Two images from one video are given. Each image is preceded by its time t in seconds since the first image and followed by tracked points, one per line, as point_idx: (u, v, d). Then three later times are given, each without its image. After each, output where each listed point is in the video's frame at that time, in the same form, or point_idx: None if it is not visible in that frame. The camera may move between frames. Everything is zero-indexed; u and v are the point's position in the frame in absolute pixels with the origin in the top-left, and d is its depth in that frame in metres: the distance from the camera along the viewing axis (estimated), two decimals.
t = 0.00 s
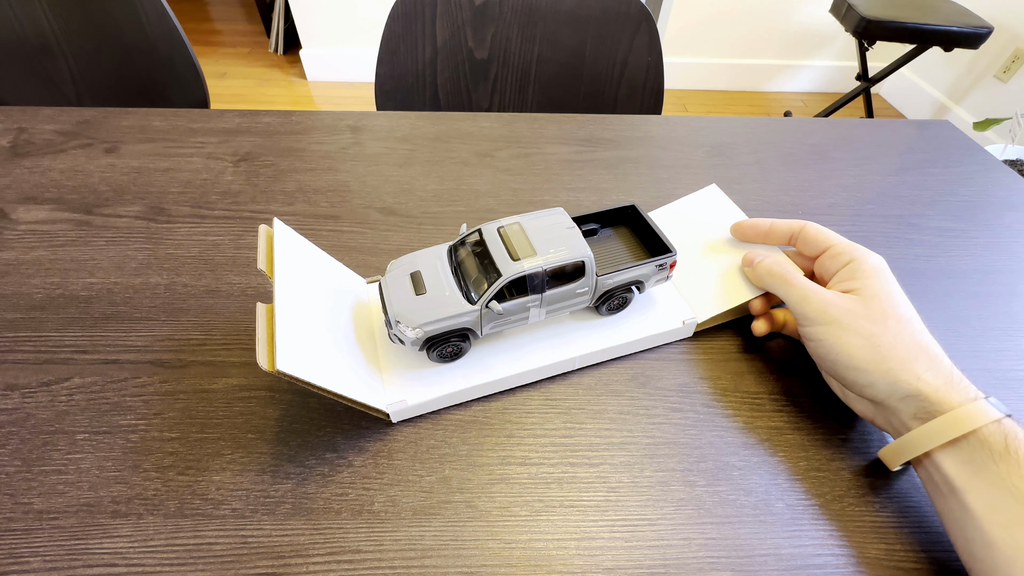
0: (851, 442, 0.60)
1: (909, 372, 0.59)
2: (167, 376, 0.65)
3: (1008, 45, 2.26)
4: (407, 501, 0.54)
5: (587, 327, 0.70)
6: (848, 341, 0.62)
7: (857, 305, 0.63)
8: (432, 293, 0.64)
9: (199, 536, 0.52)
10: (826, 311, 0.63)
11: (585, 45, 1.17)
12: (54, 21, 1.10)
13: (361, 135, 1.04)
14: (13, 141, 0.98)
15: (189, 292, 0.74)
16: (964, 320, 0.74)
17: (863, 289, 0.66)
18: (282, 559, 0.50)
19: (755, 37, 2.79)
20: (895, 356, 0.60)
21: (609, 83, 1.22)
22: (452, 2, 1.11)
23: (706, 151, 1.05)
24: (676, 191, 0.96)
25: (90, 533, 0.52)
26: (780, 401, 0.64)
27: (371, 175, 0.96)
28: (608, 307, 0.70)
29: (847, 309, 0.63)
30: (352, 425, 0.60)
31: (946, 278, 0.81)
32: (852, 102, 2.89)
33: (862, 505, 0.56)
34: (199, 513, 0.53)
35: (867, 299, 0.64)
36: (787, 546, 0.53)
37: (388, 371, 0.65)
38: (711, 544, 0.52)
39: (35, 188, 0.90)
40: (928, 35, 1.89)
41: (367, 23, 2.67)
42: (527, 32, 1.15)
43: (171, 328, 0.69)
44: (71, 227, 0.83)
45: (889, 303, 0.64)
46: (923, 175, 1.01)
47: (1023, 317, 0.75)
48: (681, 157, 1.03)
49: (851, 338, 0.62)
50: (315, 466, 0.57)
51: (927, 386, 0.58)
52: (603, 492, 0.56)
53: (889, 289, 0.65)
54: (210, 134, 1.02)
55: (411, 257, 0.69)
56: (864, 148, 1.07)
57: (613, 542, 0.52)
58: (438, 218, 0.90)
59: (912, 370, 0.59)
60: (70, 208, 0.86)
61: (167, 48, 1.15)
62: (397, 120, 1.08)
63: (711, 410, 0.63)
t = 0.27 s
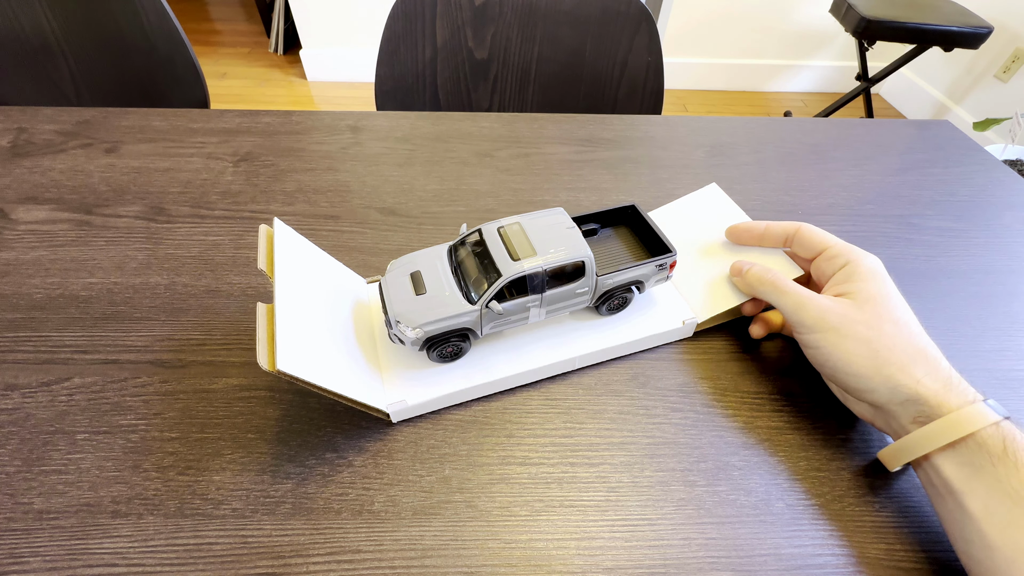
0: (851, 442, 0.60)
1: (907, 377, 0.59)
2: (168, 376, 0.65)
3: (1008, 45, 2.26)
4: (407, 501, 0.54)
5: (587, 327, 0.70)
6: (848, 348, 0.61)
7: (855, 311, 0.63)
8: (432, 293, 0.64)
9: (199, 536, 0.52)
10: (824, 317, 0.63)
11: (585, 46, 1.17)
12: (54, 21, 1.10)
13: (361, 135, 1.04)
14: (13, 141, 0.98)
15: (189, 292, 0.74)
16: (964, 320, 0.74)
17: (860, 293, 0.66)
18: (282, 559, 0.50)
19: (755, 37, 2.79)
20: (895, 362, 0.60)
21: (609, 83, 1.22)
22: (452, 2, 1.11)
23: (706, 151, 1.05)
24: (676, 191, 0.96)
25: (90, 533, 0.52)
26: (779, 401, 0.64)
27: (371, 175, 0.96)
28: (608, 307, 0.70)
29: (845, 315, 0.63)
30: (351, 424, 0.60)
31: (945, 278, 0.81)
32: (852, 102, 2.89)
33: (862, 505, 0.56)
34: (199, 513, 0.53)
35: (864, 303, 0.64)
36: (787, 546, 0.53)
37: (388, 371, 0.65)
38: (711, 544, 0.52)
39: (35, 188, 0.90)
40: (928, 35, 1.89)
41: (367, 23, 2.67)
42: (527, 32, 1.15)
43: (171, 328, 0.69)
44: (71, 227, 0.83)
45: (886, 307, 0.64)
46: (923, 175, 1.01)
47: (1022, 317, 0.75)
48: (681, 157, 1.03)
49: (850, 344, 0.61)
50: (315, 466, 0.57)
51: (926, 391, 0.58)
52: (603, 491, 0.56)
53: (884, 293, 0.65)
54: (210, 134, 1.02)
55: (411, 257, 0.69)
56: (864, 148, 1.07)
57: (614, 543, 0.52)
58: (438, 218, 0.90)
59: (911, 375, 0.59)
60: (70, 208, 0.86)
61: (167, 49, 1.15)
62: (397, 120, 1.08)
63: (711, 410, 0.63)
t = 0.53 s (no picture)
0: (852, 442, 0.61)
1: (929, 388, 0.57)
2: (168, 376, 0.65)
3: (1008, 45, 2.26)
4: (407, 501, 0.54)
5: (587, 328, 0.70)
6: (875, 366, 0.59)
7: (869, 322, 0.61)
8: (431, 293, 0.64)
9: (199, 535, 0.52)
10: (837, 330, 0.61)
11: (585, 45, 1.17)
12: (54, 21, 1.10)
13: (361, 135, 1.05)
14: (13, 141, 0.98)
15: (189, 292, 0.74)
16: (964, 320, 0.74)
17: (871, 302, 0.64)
18: (282, 559, 0.50)
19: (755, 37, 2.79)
20: (913, 374, 0.57)
21: (609, 83, 1.22)
22: (452, 2, 1.11)
23: (706, 151, 1.05)
24: (676, 191, 0.96)
25: (90, 533, 0.52)
26: (780, 402, 0.64)
27: (371, 175, 0.96)
28: (609, 307, 0.70)
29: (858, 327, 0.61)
30: (351, 424, 0.60)
31: (946, 278, 0.81)
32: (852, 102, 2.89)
33: (862, 505, 0.56)
34: (199, 513, 0.53)
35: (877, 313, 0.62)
36: (787, 546, 0.53)
37: (388, 371, 0.65)
38: (711, 544, 0.52)
39: (35, 187, 0.90)
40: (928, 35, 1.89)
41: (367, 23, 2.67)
42: (527, 32, 1.15)
43: (171, 328, 0.69)
44: (71, 227, 0.83)
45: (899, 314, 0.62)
46: (923, 175, 1.01)
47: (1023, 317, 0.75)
48: (681, 157, 1.03)
49: (864, 358, 0.59)
50: (315, 466, 0.57)
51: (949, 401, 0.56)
52: (604, 491, 0.56)
53: (895, 299, 0.63)
54: (210, 133, 1.02)
55: (411, 257, 0.69)
56: (864, 148, 1.07)
57: (613, 543, 0.52)
58: (438, 218, 0.90)
59: (932, 385, 0.57)
60: (70, 208, 0.86)
61: (167, 48, 1.15)
62: (397, 119, 1.08)
63: (712, 410, 0.63)
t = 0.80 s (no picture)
0: (852, 442, 0.61)
1: (900, 415, 0.58)
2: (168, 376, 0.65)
3: (1008, 45, 2.26)
4: (407, 501, 0.54)
5: (588, 328, 0.70)
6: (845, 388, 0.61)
7: (841, 345, 0.62)
8: (431, 293, 0.64)
9: (199, 535, 0.52)
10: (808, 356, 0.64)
11: (585, 46, 1.17)
12: (54, 22, 1.11)
13: (361, 135, 1.05)
14: (13, 141, 0.98)
15: (189, 292, 0.74)
16: (964, 320, 0.74)
17: (862, 322, 0.61)
18: (282, 559, 0.50)
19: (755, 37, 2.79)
20: (880, 398, 0.59)
21: (609, 83, 1.22)
22: (452, 3, 1.11)
23: (706, 151, 1.05)
24: (676, 191, 0.96)
25: (89, 533, 0.52)
26: (780, 401, 0.64)
27: (372, 175, 0.96)
28: (609, 307, 0.70)
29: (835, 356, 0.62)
30: (351, 424, 0.60)
31: (946, 278, 0.81)
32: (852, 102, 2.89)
33: (862, 505, 0.56)
34: (199, 513, 0.53)
35: (862, 337, 0.60)
36: (787, 546, 0.53)
37: (388, 371, 0.65)
38: (711, 544, 0.52)
39: (35, 187, 0.90)
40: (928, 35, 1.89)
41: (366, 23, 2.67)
42: (527, 33, 1.15)
43: (171, 328, 0.69)
44: (71, 227, 0.83)
45: (888, 338, 0.59)
46: (923, 175, 1.01)
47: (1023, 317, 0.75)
48: (681, 157, 1.03)
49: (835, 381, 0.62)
50: (315, 466, 0.57)
51: (925, 425, 0.57)
52: (604, 491, 0.56)
53: (891, 318, 0.60)
54: (210, 133, 1.02)
55: (411, 258, 0.69)
56: (864, 148, 1.07)
57: (613, 543, 0.52)
58: (438, 218, 0.90)
59: (904, 413, 0.58)
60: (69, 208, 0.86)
61: (167, 50, 1.15)
62: (397, 119, 1.08)
63: (712, 410, 0.63)
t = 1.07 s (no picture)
0: (852, 442, 0.61)
1: (890, 417, 0.59)
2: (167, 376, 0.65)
3: (1009, 45, 2.25)
4: (407, 501, 0.54)
5: (589, 326, 0.70)
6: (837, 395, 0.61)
7: (830, 353, 0.63)
8: (431, 293, 0.64)
9: (198, 536, 0.52)
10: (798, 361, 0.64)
11: (585, 46, 1.17)
12: (54, 21, 1.11)
13: (361, 135, 1.05)
14: (13, 141, 0.98)
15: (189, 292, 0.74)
16: (964, 320, 0.74)
17: (844, 331, 0.64)
18: (283, 559, 0.50)
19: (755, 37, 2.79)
20: (870, 402, 0.59)
21: (609, 83, 1.22)
22: (452, 2, 1.11)
23: (706, 151, 1.05)
24: (676, 191, 0.96)
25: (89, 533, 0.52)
26: (780, 401, 0.64)
27: (371, 175, 0.96)
28: (608, 307, 0.70)
29: (822, 365, 0.63)
30: (352, 424, 0.61)
31: (946, 278, 0.81)
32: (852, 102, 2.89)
33: (861, 505, 0.56)
34: (198, 513, 0.53)
35: (844, 344, 0.63)
36: (787, 546, 0.52)
37: (388, 371, 0.65)
38: (711, 544, 0.52)
39: (34, 187, 0.90)
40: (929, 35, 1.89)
41: (366, 23, 2.66)
42: (526, 33, 1.15)
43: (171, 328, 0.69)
44: (71, 227, 0.83)
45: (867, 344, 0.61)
46: (923, 175, 1.01)
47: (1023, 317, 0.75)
48: (681, 157, 1.03)
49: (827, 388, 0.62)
50: (314, 466, 0.57)
51: (915, 430, 0.58)
52: (603, 491, 0.56)
53: (869, 324, 0.63)
54: (210, 133, 1.02)
55: (411, 257, 0.69)
56: (864, 148, 1.07)
57: (613, 543, 0.52)
58: (438, 218, 0.90)
59: (893, 414, 0.59)
60: (69, 208, 0.86)
61: (167, 49, 1.15)
62: (397, 119, 1.08)
63: (712, 410, 0.63)
